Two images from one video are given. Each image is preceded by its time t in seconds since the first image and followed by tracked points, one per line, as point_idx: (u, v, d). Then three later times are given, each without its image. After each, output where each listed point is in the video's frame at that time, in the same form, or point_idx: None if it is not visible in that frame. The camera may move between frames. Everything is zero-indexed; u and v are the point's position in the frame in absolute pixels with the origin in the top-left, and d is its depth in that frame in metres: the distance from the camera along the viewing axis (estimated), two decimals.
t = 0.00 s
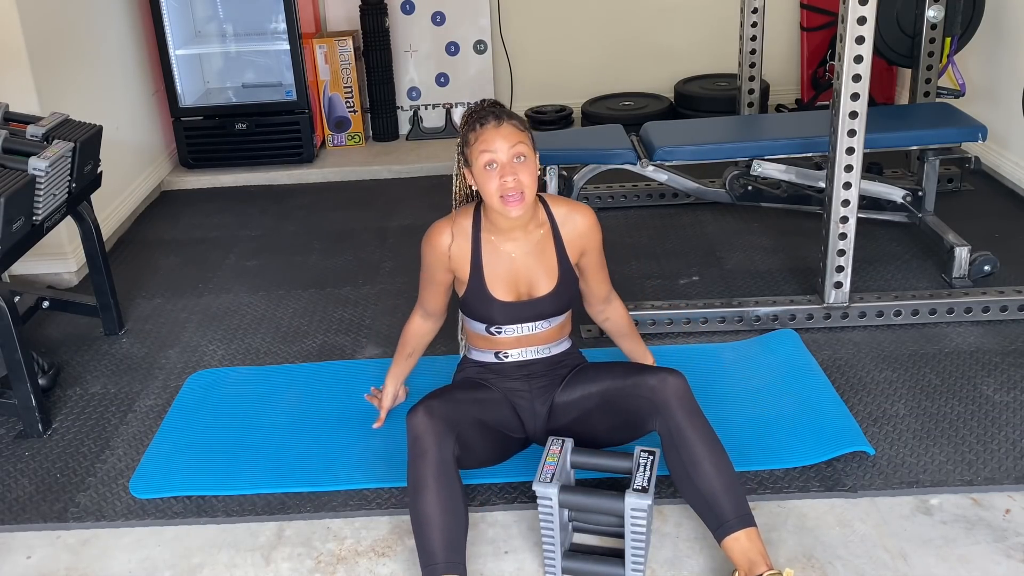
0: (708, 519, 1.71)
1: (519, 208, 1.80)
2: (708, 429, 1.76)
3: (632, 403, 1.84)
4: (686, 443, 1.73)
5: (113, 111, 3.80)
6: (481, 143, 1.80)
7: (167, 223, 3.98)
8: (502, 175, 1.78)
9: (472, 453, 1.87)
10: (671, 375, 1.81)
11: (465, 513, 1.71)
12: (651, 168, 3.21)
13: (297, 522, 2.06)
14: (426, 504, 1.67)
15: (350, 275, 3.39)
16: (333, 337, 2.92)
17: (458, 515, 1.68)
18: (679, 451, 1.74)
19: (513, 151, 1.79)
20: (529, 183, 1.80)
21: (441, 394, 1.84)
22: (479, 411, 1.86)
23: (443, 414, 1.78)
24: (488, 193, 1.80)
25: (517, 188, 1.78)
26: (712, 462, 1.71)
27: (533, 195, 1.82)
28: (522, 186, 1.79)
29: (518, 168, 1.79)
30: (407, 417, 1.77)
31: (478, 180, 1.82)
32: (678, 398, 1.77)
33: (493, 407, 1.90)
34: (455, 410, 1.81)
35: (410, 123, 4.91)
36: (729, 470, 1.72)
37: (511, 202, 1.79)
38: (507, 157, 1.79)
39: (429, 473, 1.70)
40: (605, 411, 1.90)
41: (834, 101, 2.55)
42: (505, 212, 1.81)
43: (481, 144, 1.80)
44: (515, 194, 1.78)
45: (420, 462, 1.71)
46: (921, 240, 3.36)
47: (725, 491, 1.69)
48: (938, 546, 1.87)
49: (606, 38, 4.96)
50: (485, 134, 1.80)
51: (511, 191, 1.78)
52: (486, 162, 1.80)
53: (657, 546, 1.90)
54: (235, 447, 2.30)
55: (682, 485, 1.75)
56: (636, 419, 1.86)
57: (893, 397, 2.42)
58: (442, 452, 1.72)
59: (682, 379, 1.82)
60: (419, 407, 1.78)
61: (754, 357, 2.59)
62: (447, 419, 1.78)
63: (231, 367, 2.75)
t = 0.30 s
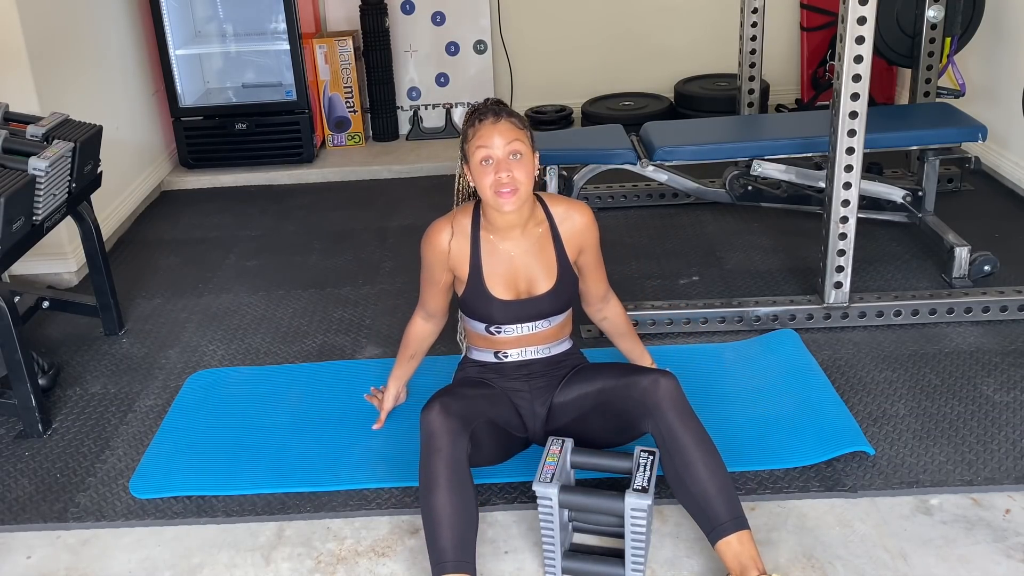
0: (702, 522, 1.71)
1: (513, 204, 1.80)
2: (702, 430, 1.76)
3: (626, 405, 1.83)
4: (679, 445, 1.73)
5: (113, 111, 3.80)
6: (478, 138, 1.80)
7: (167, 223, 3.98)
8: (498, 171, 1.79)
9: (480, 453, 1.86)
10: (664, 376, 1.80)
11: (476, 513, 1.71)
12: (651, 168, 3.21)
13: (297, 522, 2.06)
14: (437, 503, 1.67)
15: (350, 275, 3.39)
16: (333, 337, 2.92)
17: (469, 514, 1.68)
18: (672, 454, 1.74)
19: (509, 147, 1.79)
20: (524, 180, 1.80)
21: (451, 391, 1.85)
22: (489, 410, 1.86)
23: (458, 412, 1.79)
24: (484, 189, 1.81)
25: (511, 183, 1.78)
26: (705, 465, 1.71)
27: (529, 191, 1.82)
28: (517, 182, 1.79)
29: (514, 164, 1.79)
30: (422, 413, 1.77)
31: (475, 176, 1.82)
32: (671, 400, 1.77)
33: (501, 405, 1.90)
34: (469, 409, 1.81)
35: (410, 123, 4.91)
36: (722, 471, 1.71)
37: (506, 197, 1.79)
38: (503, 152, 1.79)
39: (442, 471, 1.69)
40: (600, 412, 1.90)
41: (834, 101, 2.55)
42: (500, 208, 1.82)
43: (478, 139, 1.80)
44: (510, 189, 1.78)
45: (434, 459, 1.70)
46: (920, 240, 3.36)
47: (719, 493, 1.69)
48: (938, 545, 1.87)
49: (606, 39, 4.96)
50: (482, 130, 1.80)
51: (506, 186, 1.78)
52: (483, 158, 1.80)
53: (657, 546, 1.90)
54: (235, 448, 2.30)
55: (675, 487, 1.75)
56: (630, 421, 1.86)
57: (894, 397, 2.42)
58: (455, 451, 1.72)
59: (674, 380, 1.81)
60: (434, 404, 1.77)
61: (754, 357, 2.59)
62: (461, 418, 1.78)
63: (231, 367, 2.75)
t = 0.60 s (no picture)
0: (704, 522, 1.71)
1: (513, 212, 1.80)
2: (705, 430, 1.75)
3: (627, 405, 1.83)
4: (681, 445, 1.73)
5: (113, 111, 3.80)
6: (479, 145, 1.80)
7: (167, 223, 3.98)
8: (498, 179, 1.78)
9: (488, 451, 1.87)
10: (667, 377, 1.80)
11: (483, 513, 1.70)
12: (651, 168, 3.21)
13: (297, 522, 2.06)
14: (446, 499, 1.67)
15: (350, 276, 3.39)
16: (333, 337, 2.92)
17: (476, 514, 1.68)
18: (674, 454, 1.74)
19: (510, 155, 1.79)
20: (525, 189, 1.80)
21: (462, 389, 1.85)
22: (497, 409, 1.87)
23: (471, 410, 1.79)
24: (484, 196, 1.81)
25: (512, 194, 1.79)
26: (707, 465, 1.70)
27: (529, 199, 1.82)
28: (517, 191, 1.79)
29: (514, 173, 1.79)
30: (435, 410, 1.77)
31: (475, 183, 1.82)
32: (673, 400, 1.77)
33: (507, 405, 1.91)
34: (480, 408, 1.82)
35: (410, 123, 4.91)
36: (725, 471, 1.71)
37: (505, 206, 1.80)
38: (504, 161, 1.79)
39: (451, 468, 1.69)
40: (601, 413, 1.90)
41: (834, 101, 2.55)
42: (499, 216, 1.82)
43: (479, 147, 1.80)
44: (510, 199, 1.79)
45: (444, 455, 1.71)
46: (921, 240, 3.36)
47: (721, 493, 1.69)
48: (938, 545, 1.87)
49: (606, 39, 4.96)
50: (483, 137, 1.80)
51: (505, 196, 1.79)
52: (483, 166, 1.80)
53: (657, 546, 1.91)
54: (236, 447, 2.30)
55: (677, 487, 1.75)
56: (632, 421, 1.86)
57: (894, 397, 2.42)
58: (466, 448, 1.72)
59: (677, 380, 1.81)
60: (447, 401, 1.78)
61: (754, 357, 2.59)
62: (473, 416, 1.78)
63: (230, 367, 2.75)
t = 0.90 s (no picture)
0: (704, 520, 1.71)
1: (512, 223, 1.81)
2: (705, 430, 1.75)
3: (628, 404, 1.83)
4: (681, 445, 1.73)
5: (113, 111, 3.80)
6: (485, 154, 1.78)
7: (166, 223, 3.98)
8: (500, 191, 1.78)
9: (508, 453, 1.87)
10: (667, 376, 1.80)
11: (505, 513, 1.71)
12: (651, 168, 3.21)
13: (297, 522, 2.06)
14: (470, 497, 1.67)
15: (350, 275, 3.39)
16: (333, 337, 2.92)
17: (500, 513, 1.68)
18: (674, 453, 1.74)
19: (517, 167, 1.78)
20: (526, 203, 1.81)
21: (488, 391, 1.85)
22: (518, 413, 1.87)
23: (496, 410, 1.79)
24: (485, 205, 1.81)
25: (513, 207, 1.79)
26: (707, 465, 1.70)
27: (530, 210, 1.82)
28: (518, 204, 1.80)
29: (519, 185, 1.79)
30: (462, 408, 1.77)
31: (478, 189, 1.82)
32: (674, 399, 1.76)
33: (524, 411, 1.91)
34: (505, 409, 1.82)
35: (410, 123, 4.91)
36: (725, 471, 1.71)
37: (505, 217, 1.80)
38: (510, 172, 1.78)
39: (477, 465, 1.69)
40: (603, 411, 1.90)
41: (834, 102, 2.55)
42: (499, 224, 1.83)
43: (486, 155, 1.78)
44: (511, 211, 1.80)
45: (470, 453, 1.71)
46: (921, 240, 3.36)
47: (720, 493, 1.69)
48: (938, 545, 1.87)
49: (606, 39, 4.96)
50: (491, 146, 1.78)
51: (506, 208, 1.79)
52: (487, 175, 1.79)
53: (657, 546, 1.91)
54: (237, 447, 2.30)
55: (677, 486, 1.75)
56: (631, 421, 1.86)
57: (894, 397, 2.42)
58: (490, 448, 1.72)
59: (677, 379, 1.81)
60: (474, 400, 1.78)
61: (755, 357, 2.59)
62: (498, 416, 1.79)
63: (231, 367, 2.75)
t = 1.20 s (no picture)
0: (712, 519, 1.71)
1: (519, 229, 1.80)
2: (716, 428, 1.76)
3: (637, 403, 1.84)
4: (692, 442, 1.73)
5: (113, 111, 3.79)
6: (495, 156, 1.79)
7: (166, 223, 3.98)
8: (509, 194, 1.78)
9: (475, 453, 1.87)
10: (680, 374, 1.81)
11: (471, 514, 1.71)
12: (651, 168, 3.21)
13: (297, 522, 2.06)
14: (432, 503, 1.67)
15: (350, 275, 3.39)
16: (333, 337, 2.92)
17: (465, 516, 1.68)
18: (684, 450, 1.74)
19: (526, 171, 1.78)
20: (535, 208, 1.80)
21: (447, 394, 1.85)
22: (485, 412, 1.86)
23: (452, 413, 1.79)
24: (493, 209, 1.80)
25: (522, 212, 1.78)
26: (717, 462, 1.71)
27: (538, 217, 1.81)
28: (526, 209, 1.79)
29: (527, 189, 1.78)
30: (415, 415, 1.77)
31: (487, 193, 1.82)
32: (685, 396, 1.77)
33: (497, 407, 1.90)
34: (464, 410, 1.82)
35: (410, 123, 4.91)
36: (734, 469, 1.72)
37: (512, 222, 1.79)
38: (519, 176, 1.78)
39: (437, 471, 1.70)
40: (610, 412, 1.90)
41: (834, 102, 2.55)
42: (506, 230, 1.81)
43: (496, 158, 1.79)
44: (518, 216, 1.78)
45: (429, 460, 1.71)
46: (921, 240, 3.36)
47: (729, 490, 1.69)
48: (938, 545, 1.87)
49: (606, 38, 4.96)
50: (502, 148, 1.78)
51: (514, 212, 1.78)
52: (497, 177, 1.79)
53: (657, 546, 1.90)
54: (237, 447, 2.30)
55: (686, 484, 1.75)
56: (640, 420, 1.86)
57: (894, 397, 2.42)
58: (449, 451, 1.72)
59: (689, 377, 1.82)
60: (427, 406, 1.78)
61: (754, 357, 2.59)
62: (455, 420, 1.78)
63: (230, 367, 2.75)
